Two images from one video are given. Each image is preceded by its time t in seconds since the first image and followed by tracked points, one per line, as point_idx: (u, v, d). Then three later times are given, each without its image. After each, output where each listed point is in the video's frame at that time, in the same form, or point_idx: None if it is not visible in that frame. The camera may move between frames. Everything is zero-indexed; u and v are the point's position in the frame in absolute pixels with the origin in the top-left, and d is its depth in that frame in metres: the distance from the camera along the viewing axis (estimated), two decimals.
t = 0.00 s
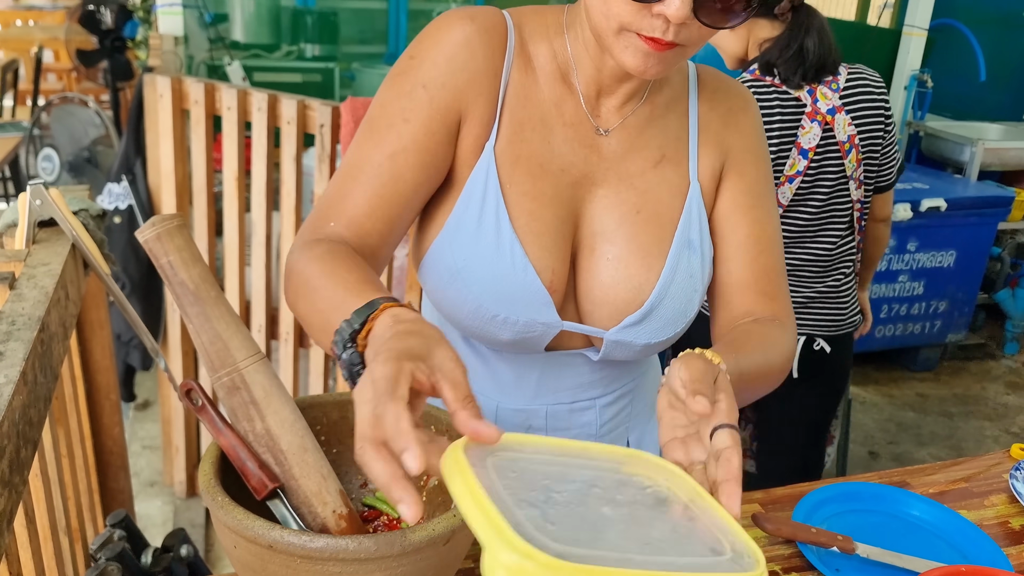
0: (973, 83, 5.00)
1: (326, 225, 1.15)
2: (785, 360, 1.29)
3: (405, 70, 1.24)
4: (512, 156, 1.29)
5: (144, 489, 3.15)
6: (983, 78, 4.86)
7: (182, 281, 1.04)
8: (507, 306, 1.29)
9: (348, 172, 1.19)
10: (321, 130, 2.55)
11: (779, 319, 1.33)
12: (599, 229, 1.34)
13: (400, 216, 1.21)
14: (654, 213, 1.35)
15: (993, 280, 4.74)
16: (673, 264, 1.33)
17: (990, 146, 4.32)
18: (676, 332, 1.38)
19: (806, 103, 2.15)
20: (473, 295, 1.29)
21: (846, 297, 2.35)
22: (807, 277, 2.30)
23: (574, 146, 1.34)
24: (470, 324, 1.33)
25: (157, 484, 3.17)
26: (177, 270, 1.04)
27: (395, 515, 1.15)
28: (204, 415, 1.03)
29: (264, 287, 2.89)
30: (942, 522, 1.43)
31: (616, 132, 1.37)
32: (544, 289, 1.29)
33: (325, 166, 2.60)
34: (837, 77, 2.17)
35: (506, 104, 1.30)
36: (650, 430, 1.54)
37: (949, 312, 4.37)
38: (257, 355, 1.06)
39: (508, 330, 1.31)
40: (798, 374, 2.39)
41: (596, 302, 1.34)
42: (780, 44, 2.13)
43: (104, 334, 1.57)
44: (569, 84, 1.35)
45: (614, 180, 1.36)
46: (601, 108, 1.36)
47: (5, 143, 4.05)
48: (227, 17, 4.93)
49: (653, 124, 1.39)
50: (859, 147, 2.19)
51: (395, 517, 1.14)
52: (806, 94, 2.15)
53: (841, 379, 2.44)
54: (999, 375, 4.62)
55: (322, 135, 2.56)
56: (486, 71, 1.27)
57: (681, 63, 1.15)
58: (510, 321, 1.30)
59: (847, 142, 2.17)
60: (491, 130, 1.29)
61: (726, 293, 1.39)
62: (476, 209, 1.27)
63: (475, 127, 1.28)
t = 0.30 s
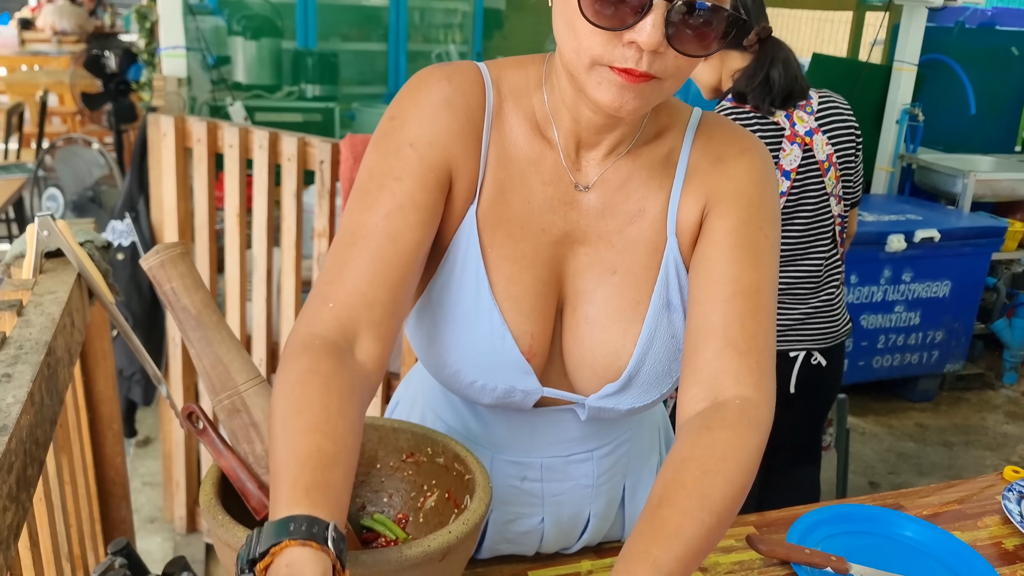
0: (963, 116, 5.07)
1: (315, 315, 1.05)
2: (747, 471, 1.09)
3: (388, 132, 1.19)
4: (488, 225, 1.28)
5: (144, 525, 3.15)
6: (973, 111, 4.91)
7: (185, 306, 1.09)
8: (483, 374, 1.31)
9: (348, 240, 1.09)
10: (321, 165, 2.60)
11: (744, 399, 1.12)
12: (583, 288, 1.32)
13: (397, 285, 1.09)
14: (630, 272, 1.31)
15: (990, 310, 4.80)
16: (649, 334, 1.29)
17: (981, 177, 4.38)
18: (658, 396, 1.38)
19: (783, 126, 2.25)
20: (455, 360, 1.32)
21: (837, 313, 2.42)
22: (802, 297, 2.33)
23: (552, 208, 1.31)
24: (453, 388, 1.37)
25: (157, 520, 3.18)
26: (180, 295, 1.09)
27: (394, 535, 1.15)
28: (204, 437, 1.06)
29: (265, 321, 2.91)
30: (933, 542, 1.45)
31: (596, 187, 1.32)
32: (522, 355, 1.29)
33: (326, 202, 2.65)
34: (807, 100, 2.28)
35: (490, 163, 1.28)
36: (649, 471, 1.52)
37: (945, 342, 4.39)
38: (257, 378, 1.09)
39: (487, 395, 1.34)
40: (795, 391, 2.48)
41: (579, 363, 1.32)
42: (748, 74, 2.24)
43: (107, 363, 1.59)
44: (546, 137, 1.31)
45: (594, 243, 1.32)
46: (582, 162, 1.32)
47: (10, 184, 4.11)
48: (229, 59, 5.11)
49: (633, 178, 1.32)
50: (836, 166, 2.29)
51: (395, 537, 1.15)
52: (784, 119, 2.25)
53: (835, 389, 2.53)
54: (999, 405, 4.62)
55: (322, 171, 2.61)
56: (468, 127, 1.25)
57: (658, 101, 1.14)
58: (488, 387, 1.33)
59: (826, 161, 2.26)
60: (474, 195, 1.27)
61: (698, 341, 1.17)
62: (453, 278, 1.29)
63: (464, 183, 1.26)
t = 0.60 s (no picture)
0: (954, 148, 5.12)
1: (314, 378, 1.06)
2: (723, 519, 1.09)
3: (379, 184, 1.20)
4: (483, 274, 1.30)
5: (143, 562, 3.13)
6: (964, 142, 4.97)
7: (183, 331, 1.12)
8: (484, 425, 1.34)
9: (340, 298, 1.10)
10: (319, 201, 2.64)
11: (726, 444, 1.14)
12: (580, 332, 1.34)
13: (397, 340, 1.11)
14: (624, 317, 1.33)
15: (987, 338, 4.82)
16: (649, 379, 1.30)
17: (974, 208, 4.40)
18: (659, 435, 1.39)
19: (766, 156, 2.30)
20: (456, 410, 1.34)
21: (829, 336, 2.44)
22: (789, 320, 2.36)
23: (546, 255, 1.34)
24: (454, 437, 1.39)
25: (155, 557, 3.16)
26: (179, 321, 1.12)
27: (389, 557, 1.14)
28: (203, 461, 1.07)
29: (264, 356, 2.93)
30: (926, 561, 1.46)
31: (590, 233, 1.35)
32: (521, 404, 1.30)
33: (324, 236, 2.68)
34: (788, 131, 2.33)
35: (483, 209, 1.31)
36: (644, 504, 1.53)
37: (943, 370, 4.40)
38: (253, 403, 1.12)
39: (488, 443, 1.36)
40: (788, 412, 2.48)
41: (578, 407, 1.34)
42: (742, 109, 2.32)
43: (107, 394, 1.62)
44: (538, 184, 1.34)
45: (588, 286, 1.34)
46: (576, 208, 1.35)
47: (13, 225, 4.16)
48: (229, 99, 5.28)
49: (624, 224, 1.35)
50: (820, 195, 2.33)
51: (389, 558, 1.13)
52: (767, 149, 2.30)
53: (830, 411, 2.53)
54: (999, 432, 4.61)
55: (320, 207, 2.65)
56: (461, 176, 1.27)
57: (651, 151, 1.14)
58: (489, 437, 1.35)
59: (808, 190, 2.31)
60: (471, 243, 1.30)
61: (686, 384, 1.19)
62: (451, 330, 1.31)
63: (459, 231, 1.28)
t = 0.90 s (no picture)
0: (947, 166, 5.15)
1: (297, 397, 1.07)
2: (729, 533, 1.10)
3: (368, 212, 1.21)
4: (473, 303, 1.33)
5: None
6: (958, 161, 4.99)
7: (181, 350, 1.16)
8: (478, 449, 1.35)
9: (323, 323, 1.11)
10: (316, 228, 2.66)
11: (730, 463, 1.14)
12: (573, 358, 1.35)
13: (382, 361, 1.12)
14: (617, 342, 1.34)
15: (986, 355, 4.83)
16: (641, 401, 1.32)
17: (968, 225, 4.42)
18: (653, 455, 1.41)
19: (745, 173, 2.32)
20: (449, 436, 1.36)
21: (825, 355, 2.42)
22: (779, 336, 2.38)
23: (536, 283, 1.35)
24: (450, 460, 1.40)
25: None
26: (177, 340, 1.17)
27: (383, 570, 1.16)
28: (201, 478, 1.09)
29: (263, 381, 2.95)
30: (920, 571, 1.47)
31: (581, 261, 1.36)
32: (515, 429, 1.32)
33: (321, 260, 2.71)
34: (766, 146, 2.31)
35: (472, 241, 1.33)
36: (641, 522, 1.53)
37: (942, 388, 4.40)
38: (250, 421, 1.14)
39: (484, 468, 1.37)
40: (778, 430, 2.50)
41: (573, 432, 1.35)
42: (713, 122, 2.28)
43: (107, 418, 1.64)
44: (528, 213, 1.35)
45: (580, 313, 1.36)
46: (566, 237, 1.36)
47: (14, 257, 4.18)
48: (228, 129, 5.40)
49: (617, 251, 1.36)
50: (800, 213, 2.30)
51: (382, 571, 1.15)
52: (746, 164, 2.32)
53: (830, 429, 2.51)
54: (1000, 449, 4.61)
55: (317, 233, 2.67)
56: (450, 207, 1.29)
57: (637, 175, 1.15)
58: (485, 461, 1.36)
59: (785, 208, 2.29)
60: (461, 272, 1.32)
61: (687, 404, 1.19)
62: (445, 361, 1.33)
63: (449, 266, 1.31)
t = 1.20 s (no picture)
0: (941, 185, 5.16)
1: (328, 434, 1.00)
2: (763, 549, 1.03)
3: (377, 260, 1.18)
4: (483, 347, 1.34)
5: None
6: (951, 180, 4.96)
7: (182, 367, 1.21)
8: (486, 496, 1.35)
9: (345, 361, 1.07)
10: (315, 250, 2.69)
11: (747, 471, 1.07)
12: (575, 396, 1.37)
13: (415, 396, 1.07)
14: (618, 376, 1.36)
15: (983, 372, 4.85)
16: (640, 435, 1.33)
17: (963, 243, 4.44)
18: (655, 486, 1.40)
19: (778, 191, 2.37)
20: (457, 483, 1.35)
21: (854, 376, 2.38)
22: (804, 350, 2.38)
23: (536, 324, 1.37)
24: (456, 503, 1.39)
25: None
26: (178, 358, 1.22)
27: None
28: (201, 494, 1.11)
29: (262, 404, 2.97)
30: None
31: (581, 303, 1.36)
32: (523, 477, 1.33)
33: (320, 282, 2.73)
34: (803, 168, 2.33)
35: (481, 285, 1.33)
36: (643, 548, 1.51)
37: (941, 405, 4.45)
38: (249, 435, 1.19)
39: (491, 513, 1.37)
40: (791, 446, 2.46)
41: (577, 469, 1.37)
42: (759, 133, 2.44)
43: (109, 437, 1.66)
44: (518, 257, 1.35)
45: (583, 351, 1.37)
46: (567, 279, 1.36)
47: (14, 283, 4.21)
48: (228, 156, 5.44)
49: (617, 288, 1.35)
50: (822, 236, 2.28)
51: None
52: (781, 182, 2.36)
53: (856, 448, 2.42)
54: (1000, 466, 4.61)
55: (316, 255, 2.69)
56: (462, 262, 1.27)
57: (630, 214, 1.17)
58: (493, 506, 1.36)
59: (808, 230, 2.29)
60: (467, 330, 1.31)
61: (697, 405, 1.13)
62: (455, 407, 1.30)
63: (457, 330, 1.30)
